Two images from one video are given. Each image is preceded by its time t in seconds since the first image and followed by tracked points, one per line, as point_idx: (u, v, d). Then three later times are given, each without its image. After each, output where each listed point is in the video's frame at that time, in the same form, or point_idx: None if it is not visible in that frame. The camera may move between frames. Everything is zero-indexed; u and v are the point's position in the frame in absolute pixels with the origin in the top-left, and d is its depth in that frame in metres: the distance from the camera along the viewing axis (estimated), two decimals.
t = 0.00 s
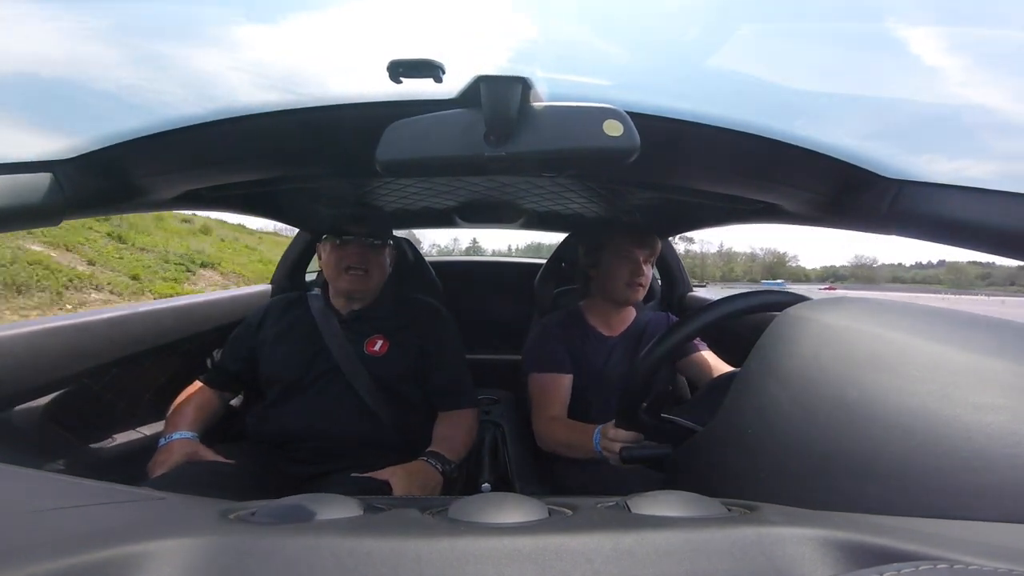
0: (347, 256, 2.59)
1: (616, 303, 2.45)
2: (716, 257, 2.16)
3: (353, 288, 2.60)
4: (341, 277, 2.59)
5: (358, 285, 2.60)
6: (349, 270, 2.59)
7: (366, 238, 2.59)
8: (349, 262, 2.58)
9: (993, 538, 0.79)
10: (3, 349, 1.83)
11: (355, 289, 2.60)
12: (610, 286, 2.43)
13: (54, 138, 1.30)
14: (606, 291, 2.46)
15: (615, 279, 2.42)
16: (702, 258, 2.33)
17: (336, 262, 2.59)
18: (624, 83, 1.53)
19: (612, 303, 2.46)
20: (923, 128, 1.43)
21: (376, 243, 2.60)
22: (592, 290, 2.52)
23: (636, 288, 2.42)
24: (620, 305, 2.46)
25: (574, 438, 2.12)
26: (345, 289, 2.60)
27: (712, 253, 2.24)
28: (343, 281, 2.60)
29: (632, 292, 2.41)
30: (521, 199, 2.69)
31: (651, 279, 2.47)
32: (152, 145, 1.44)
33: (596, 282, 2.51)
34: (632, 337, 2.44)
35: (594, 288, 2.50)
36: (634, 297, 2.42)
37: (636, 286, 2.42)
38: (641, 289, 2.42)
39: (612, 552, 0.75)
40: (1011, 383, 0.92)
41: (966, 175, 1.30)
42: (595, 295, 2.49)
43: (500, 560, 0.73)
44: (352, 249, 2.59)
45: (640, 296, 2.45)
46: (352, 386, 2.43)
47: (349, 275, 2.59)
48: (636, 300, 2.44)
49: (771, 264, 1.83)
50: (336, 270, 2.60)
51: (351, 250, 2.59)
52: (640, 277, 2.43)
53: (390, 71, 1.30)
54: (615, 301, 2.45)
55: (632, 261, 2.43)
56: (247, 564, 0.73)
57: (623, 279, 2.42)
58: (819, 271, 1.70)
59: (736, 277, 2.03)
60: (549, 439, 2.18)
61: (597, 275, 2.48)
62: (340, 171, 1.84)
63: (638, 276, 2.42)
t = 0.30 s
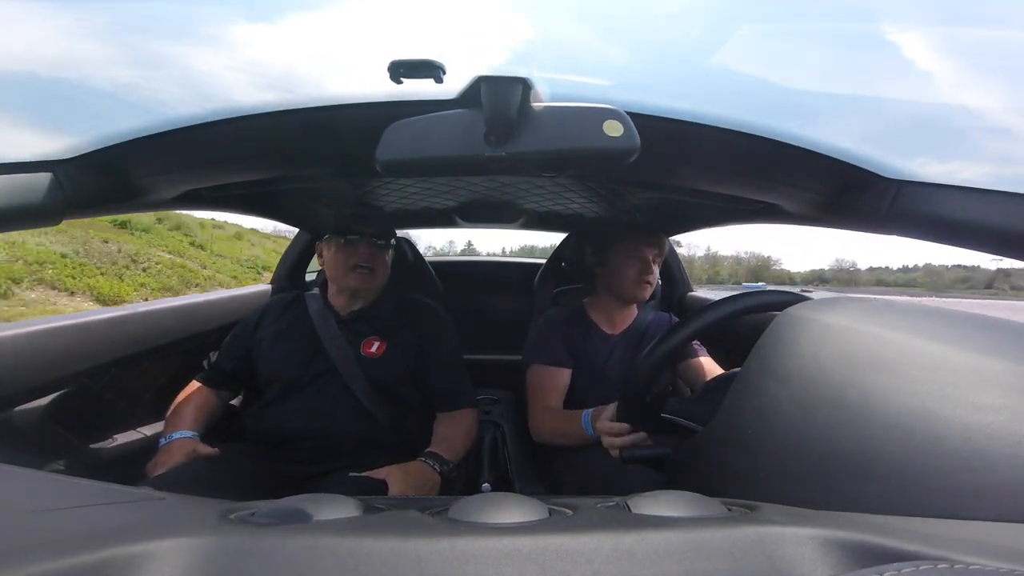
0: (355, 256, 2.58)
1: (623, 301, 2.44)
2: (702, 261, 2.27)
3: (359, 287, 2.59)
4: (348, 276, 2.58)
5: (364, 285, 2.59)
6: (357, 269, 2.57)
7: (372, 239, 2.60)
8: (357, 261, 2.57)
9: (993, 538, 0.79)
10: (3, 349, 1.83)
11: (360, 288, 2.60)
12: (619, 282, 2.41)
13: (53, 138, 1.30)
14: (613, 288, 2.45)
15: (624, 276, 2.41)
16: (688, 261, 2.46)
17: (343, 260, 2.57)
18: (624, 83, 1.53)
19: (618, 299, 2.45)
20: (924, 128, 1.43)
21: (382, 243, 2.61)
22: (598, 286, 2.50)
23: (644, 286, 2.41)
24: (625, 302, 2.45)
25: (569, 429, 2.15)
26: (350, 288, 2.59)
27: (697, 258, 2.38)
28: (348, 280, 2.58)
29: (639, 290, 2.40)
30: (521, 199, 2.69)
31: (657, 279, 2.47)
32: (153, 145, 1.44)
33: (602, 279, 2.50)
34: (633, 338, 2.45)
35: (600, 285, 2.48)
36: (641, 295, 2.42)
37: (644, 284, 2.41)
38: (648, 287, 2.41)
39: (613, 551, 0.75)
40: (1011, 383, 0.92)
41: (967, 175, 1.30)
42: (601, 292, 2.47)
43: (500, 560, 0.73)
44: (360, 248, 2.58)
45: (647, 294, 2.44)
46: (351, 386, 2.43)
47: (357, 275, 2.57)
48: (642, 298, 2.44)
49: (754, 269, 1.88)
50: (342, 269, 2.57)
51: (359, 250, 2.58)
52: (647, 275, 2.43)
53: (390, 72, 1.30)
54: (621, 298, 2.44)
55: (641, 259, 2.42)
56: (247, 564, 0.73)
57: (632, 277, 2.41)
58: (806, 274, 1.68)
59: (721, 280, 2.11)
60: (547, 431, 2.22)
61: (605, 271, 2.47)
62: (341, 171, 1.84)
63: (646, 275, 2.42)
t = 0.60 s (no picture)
0: (352, 256, 2.57)
1: (628, 303, 2.44)
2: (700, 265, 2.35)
3: (356, 288, 2.58)
4: (345, 277, 2.56)
5: (362, 285, 2.58)
6: (354, 269, 2.57)
7: (367, 239, 2.58)
8: (354, 261, 2.56)
9: (992, 538, 0.79)
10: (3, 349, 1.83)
11: (358, 289, 2.58)
12: (629, 285, 2.40)
13: (54, 136, 1.31)
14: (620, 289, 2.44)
15: (635, 279, 2.40)
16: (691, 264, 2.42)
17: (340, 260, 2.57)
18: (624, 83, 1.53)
19: (625, 301, 2.44)
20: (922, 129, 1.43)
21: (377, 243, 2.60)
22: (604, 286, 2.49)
23: (650, 290, 2.40)
24: (631, 305, 2.44)
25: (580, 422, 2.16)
26: (348, 289, 2.57)
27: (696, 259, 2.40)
28: (345, 281, 2.57)
29: (647, 294, 2.40)
30: (521, 199, 2.70)
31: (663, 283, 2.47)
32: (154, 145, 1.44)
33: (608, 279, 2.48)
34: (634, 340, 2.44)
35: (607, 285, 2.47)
36: (648, 299, 2.41)
37: (650, 288, 2.41)
38: (654, 292, 2.41)
39: (613, 552, 0.75)
40: (1011, 383, 0.92)
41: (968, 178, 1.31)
42: (606, 292, 2.46)
43: (499, 560, 0.73)
44: (357, 248, 2.57)
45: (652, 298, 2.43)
46: (347, 387, 2.43)
47: (354, 275, 2.56)
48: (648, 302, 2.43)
49: (750, 270, 1.93)
50: (339, 269, 2.57)
51: (356, 250, 2.57)
52: (654, 280, 2.42)
53: (390, 71, 1.30)
54: (626, 300, 2.44)
55: (651, 262, 2.41)
56: (247, 564, 0.73)
57: (639, 279, 2.40)
58: (802, 277, 1.70)
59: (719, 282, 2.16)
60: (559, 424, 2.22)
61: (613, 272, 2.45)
62: (341, 171, 1.84)
63: (653, 279, 2.41)
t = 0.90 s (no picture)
0: (353, 253, 2.57)
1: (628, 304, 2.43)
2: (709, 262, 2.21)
3: (356, 283, 2.58)
4: (345, 272, 2.57)
5: (362, 281, 2.58)
6: (354, 265, 2.56)
7: (367, 236, 2.59)
8: (354, 258, 2.56)
9: (992, 539, 0.79)
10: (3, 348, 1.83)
11: (358, 284, 2.58)
12: (631, 286, 2.39)
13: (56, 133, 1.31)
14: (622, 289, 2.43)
15: (638, 282, 2.38)
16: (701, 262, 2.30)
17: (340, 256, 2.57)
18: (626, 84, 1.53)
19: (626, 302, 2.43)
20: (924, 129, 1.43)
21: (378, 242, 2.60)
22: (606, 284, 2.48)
23: (651, 294, 2.39)
24: (633, 305, 2.44)
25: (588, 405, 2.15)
26: (348, 284, 2.58)
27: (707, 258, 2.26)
28: (345, 276, 2.57)
29: (648, 296, 2.39)
30: (521, 198, 2.70)
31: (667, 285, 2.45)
32: (154, 144, 1.44)
33: (610, 279, 2.47)
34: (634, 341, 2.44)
35: (609, 284, 2.46)
36: (649, 301, 2.41)
37: (652, 292, 2.39)
38: (654, 296, 2.40)
39: (612, 552, 0.75)
40: (1011, 384, 0.92)
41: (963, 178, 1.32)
42: (608, 291, 2.46)
43: (499, 559, 0.73)
44: (358, 245, 2.57)
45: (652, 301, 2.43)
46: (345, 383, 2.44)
47: (354, 271, 2.56)
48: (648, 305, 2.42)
49: (765, 268, 1.89)
50: (339, 266, 2.57)
51: (356, 248, 2.58)
52: (657, 283, 2.40)
53: (391, 71, 1.30)
54: (627, 301, 2.43)
55: (656, 265, 2.38)
56: (246, 564, 0.73)
57: (642, 282, 2.38)
58: (820, 275, 1.69)
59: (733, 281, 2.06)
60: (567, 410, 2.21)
61: (615, 271, 2.44)
62: (341, 170, 1.84)
63: (656, 283, 2.40)
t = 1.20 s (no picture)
0: (340, 251, 2.56)
1: (627, 304, 2.44)
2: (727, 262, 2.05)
3: (344, 282, 2.56)
4: (333, 272, 2.55)
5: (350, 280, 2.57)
6: (342, 265, 2.55)
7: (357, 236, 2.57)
8: (342, 257, 2.55)
9: (991, 539, 0.80)
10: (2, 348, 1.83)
11: (347, 283, 2.57)
12: (631, 286, 2.40)
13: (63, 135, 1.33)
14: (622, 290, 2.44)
15: (637, 281, 2.39)
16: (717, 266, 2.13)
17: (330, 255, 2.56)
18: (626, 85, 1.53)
19: (625, 302, 2.44)
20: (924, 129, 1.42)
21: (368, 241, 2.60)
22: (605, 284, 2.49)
23: (650, 293, 2.41)
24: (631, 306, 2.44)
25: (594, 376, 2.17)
26: (336, 284, 2.56)
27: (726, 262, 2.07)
28: (334, 275, 2.56)
29: (648, 297, 2.40)
30: (520, 199, 2.69)
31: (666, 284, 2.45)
32: (155, 144, 1.44)
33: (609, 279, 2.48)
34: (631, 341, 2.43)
35: (608, 284, 2.47)
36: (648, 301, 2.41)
37: (651, 292, 2.41)
38: (654, 296, 2.41)
39: (613, 552, 0.75)
40: (1011, 385, 0.92)
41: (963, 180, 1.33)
42: (606, 291, 2.47)
43: (499, 560, 0.73)
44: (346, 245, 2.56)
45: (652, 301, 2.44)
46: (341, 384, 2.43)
47: (342, 271, 2.55)
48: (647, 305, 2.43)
49: (809, 273, 1.76)
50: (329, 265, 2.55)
51: (345, 248, 2.56)
52: (656, 283, 2.41)
53: (391, 71, 1.30)
54: (625, 300, 2.44)
55: (656, 265, 2.39)
56: (246, 564, 0.73)
57: (642, 282, 2.39)
58: (867, 282, 1.60)
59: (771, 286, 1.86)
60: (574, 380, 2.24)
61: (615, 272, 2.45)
62: (340, 170, 1.85)
63: (655, 283, 2.41)
